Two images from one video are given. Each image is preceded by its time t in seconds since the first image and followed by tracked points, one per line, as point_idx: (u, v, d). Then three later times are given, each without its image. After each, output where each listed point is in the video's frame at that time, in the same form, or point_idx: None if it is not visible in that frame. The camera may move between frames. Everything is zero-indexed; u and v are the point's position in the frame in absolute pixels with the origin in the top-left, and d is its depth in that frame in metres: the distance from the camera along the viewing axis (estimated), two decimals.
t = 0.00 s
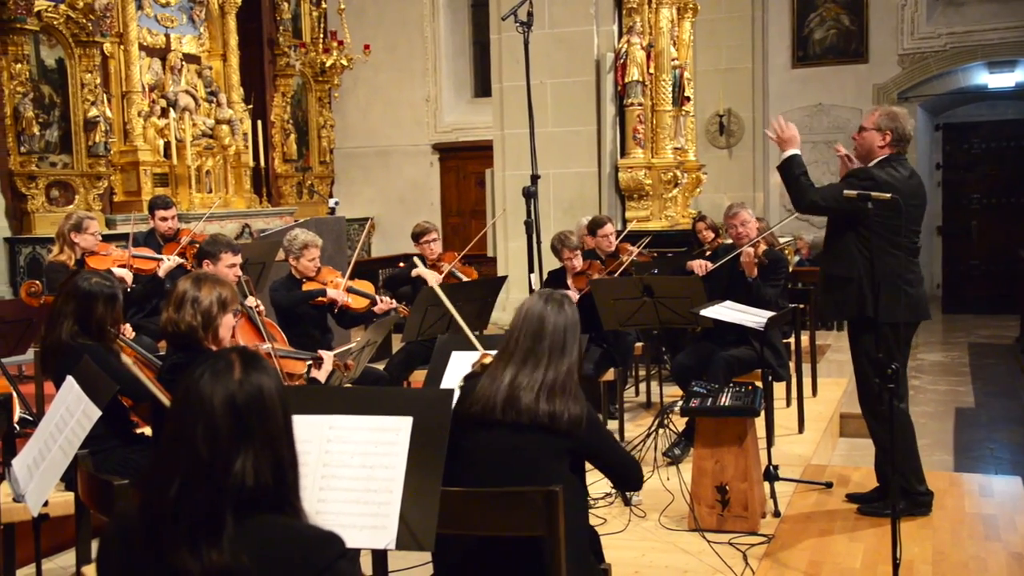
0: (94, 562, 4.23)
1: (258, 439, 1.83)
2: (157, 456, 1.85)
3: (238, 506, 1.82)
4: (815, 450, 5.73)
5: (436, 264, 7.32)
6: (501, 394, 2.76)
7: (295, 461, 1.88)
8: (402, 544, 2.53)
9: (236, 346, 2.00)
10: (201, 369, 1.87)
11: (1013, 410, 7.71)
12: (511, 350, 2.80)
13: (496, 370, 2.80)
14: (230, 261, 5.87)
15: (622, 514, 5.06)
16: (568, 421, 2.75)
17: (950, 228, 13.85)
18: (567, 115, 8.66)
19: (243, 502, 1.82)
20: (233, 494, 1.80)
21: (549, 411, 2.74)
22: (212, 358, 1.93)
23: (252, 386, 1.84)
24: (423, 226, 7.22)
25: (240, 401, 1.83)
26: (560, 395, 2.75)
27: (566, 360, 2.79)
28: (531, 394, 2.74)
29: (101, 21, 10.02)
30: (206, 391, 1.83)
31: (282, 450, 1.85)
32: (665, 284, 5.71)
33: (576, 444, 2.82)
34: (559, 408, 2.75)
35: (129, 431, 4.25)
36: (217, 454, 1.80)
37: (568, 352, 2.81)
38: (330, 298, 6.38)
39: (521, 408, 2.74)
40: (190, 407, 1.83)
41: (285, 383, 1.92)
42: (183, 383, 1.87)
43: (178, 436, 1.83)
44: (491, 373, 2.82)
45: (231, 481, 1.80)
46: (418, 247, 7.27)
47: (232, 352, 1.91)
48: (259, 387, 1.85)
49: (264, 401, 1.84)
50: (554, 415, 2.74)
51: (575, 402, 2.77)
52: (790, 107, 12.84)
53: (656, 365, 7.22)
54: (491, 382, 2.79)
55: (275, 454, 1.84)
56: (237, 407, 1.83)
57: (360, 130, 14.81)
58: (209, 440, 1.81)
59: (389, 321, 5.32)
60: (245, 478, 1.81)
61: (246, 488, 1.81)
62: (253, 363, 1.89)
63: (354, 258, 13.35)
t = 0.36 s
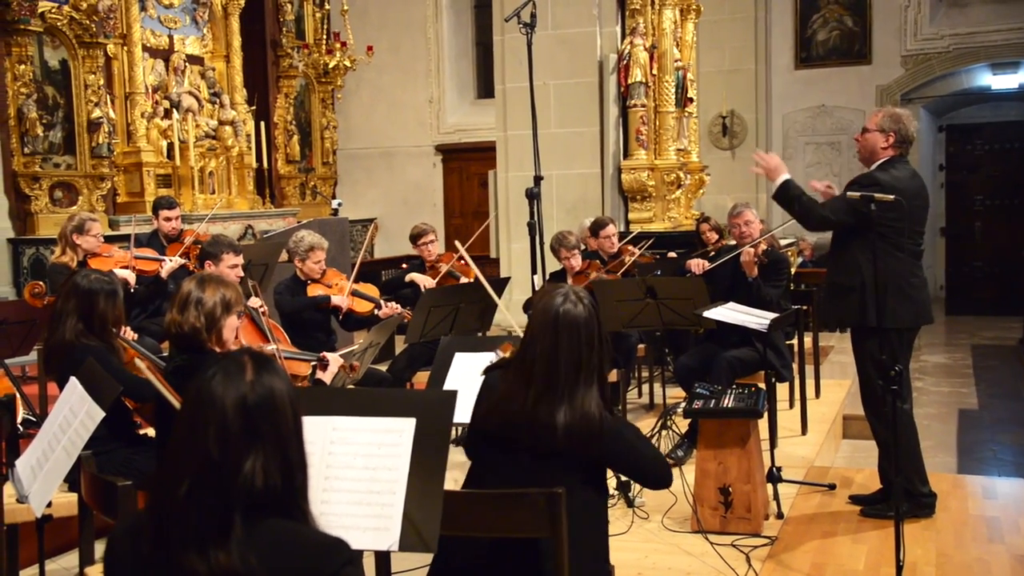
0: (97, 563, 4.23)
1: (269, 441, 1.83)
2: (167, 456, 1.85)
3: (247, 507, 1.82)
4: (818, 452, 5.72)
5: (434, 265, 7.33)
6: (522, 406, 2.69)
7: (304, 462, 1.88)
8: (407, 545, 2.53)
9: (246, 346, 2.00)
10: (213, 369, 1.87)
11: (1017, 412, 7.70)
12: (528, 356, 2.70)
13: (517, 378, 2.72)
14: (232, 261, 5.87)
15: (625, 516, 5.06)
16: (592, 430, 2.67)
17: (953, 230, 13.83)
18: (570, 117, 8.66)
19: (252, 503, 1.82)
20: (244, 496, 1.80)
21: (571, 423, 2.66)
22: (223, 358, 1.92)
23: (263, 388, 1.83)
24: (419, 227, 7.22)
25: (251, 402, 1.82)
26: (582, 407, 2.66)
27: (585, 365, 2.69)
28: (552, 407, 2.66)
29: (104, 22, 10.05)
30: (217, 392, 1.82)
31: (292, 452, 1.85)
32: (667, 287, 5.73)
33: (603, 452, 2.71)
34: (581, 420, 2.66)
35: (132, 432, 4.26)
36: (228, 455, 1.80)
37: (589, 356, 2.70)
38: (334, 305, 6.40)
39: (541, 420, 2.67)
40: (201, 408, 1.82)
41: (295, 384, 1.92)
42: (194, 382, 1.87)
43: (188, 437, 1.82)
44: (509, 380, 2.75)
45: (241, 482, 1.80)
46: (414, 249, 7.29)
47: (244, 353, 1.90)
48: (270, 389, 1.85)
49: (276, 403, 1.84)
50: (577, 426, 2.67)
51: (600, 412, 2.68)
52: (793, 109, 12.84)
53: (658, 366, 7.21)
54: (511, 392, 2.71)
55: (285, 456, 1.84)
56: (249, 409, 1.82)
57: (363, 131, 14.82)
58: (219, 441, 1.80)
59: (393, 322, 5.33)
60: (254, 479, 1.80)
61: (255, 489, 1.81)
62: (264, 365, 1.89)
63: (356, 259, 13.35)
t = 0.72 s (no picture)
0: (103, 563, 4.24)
1: (280, 443, 1.84)
2: (178, 457, 1.86)
3: (257, 509, 1.83)
4: (823, 454, 5.72)
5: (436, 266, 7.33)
6: (518, 415, 2.69)
7: (314, 463, 1.89)
8: (412, 545, 2.54)
9: (257, 347, 2.01)
10: (225, 370, 1.88)
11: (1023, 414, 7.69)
12: (520, 363, 2.69)
13: (512, 387, 2.72)
14: (237, 262, 5.88)
15: (630, 517, 5.06)
16: (589, 436, 2.66)
17: (958, 232, 13.82)
18: (575, 118, 8.65)
19: (262, 505, 1.83)
20: (254, 498, 1.81)
21: (567, 430, 2.65)
22: (235, 360, 1.94)
23: (275, 390, 1.85)
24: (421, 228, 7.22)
25: (263, 403, 1.84)
26: (577, 413, 2.64)
27: (575, 369, 2.66)
28: (547, 415, 2.66)
29: (110, 24, 10.07)
30: (229, 393, 1.84)
31: (302, 454, 1.87)
32: (674, 288, 5.71)
33: (600, 457, 2.70)
34: (577, 427, 2.65)
35: (137, 433, 4.27)
36: (239, 457, 1.81)
37: (579, 359, 2.67)
38: (338, 307, 6.40)
39: (538, 428, 2.67)
40: (212, 408, 1.84)
41: (306, 386, 1.93)
42: (206, 382, 1.88)
43: (199, 438, 1.83)
44: (506, 387, 2.74)
45: (252, 484, 1.81)
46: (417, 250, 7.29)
47: (256, 355, 1.92)
48: (281, 390, 1.86)
49: (287, 404, 1.86)
50: (573, 433, 2.66)
51: (596, 417, 2.67)
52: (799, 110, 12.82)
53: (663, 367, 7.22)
54: (508, 401, 2.71)
55: (296, 457, 1.85)
56: (260, 410, 1.84)
57: (368, 132, 14.83)
58: (231, 442, 1.82)
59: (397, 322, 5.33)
60: (265, 482, 1.82)
61: (266, 491, 1.82)
62: (276, 367, 1.90)
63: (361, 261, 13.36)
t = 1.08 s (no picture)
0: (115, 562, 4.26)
1: (293, 442, 1.85)
2: (191, 456, 1.86)
3: (270, 509, 1.83)
4: (834, 454, 5.71)
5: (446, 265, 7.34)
6: (517, 415, 2.70)
7: (326, 462, 1.90)
8: (423, 544, 2.55)
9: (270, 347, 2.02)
10: (239, 369, 1.89)
11: None
12: (517, 362, 2.71)
13: (509, 388, 2.73)
14: (249, 262, 5.89)
15: (641, 517, 5.05)
16: (589, 432, 2.68)
17: (969, 231, 13.76)
18: (585, 118, 8.65)
19: (274, 505, 1.84)
20: (267, 497, 1.82)
21: (567, 428, 2.67)
22: (247, 359, 1.94)
23: (288, 389, 1.86)
24: (432, 228, 7.24)
25: (276, 403, 1.85)
26: (577, 409, 2.66)
27: (572, 365, 2.68)
28: (546, 413, 2.67)
29: (121, 25, 10.11)
30: (242, 393, 1.84)
31: (314, 453, 1.88)
32: (684, 287, 5.72)
33: (600, 458, 2.72)
34: (577, 423, 2.66)
35: (148, 433, 4.28)
36: (252, 456, 1.82)
37: (576, 355, 2.69)
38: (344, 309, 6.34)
39: (538, 426, 2.68)
40: (226, 408, 1.84)
41: (318, 385, 1.94)
42: (220, 382, 1.89)
43: (211, 437, 1.84)
44: (504, 387, 2.76)
45: (265, 484, 1.82)
46: (427, 249, 7.30)
47: (269, 354, 1.93)
48: (295, 390, 1.87)
49: (300, 403, 1.87)
50: (573, 430, 2.67)
51: (595, 413, 2.68)
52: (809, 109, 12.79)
53: (674, 367, 7.22)
54: (507, 400, 2.73)
55: (307, 457, 1.86)
56: (273, 409, 1.85)
57: (378, 133, 14.85)
58: (243, 441, 1.82)
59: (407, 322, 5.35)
60: (278, 480, 1.82)
61: (279, 491, 1.83)
62: (289, 367, 1.91)
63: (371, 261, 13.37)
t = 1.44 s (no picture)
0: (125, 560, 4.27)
1: (302, 440, 1.85)
2: (201, 454, 1.87)
3: (280, 507, 1.83)
4: (844, 454, 5.69)
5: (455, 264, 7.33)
6: (514, 411, 2.71)
7: (335, 460, 1.90)
8: (431, 542, 2.55)
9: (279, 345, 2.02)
10: (247, 367, 1.89)
11: None
12: (508, 360, 2.71)
13: (503, 386, 2.74)
14: (259, 262, 5.90)
15: (650, 517, 5.05)
16: (587, 422, 2.70)
17: (980, 232, 13.72)
18: (594, 118, 8.64)
19: (284, 504, 1.84)
20: (276, 496, 1.82)
21: (564, 420, 2.68)
22: (256, 358, 1.95)
23: (297, 388, 1.86)
24: (444, 227, 7.24)
25: (285, 400, 1.85)
26: (573, 399, 2.68)
27: (564, 357, 2.69)
28: (543, 407, 2.68)
29: (132, 24, 10.13)
30: (252, 391, 1.85)
31: (323, 451, 1.88)
32: (693, 288, 5.70)
33: (601, 450, 2.75)
34: (574, 414, 2.68)
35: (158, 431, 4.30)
36: (262, 454, 1.82)
37: (568, 348, 2.70)
38: (347, 317, 6.24)
39: (536, 420, 2.69)
40: (235, 406, 1.85)
41: (327, 384, 1.94)
42: (229, 380, 1.89)
43: (221, 436, 1.84)
44: (497, 385, 2.76)
45: (274, 482, 1.82)
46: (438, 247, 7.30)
47: (278, 353, 1.93)
48: (303, 388, 1.87)
49: (309, 402, 1.87)
50: (571, 421, 2.69)
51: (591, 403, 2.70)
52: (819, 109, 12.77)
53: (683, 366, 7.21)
54: (502, 396, 2.73)
55: (317, 455, 1.86)
56: (282, 407, 1.85)
57: (387, 131, 14.85)
58: (252, 439, 1.82)
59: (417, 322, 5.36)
60: (287, 479, 1.82)
61: (288, 489, 1.83)
62: (298, 366, 1.91)
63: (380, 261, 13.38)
